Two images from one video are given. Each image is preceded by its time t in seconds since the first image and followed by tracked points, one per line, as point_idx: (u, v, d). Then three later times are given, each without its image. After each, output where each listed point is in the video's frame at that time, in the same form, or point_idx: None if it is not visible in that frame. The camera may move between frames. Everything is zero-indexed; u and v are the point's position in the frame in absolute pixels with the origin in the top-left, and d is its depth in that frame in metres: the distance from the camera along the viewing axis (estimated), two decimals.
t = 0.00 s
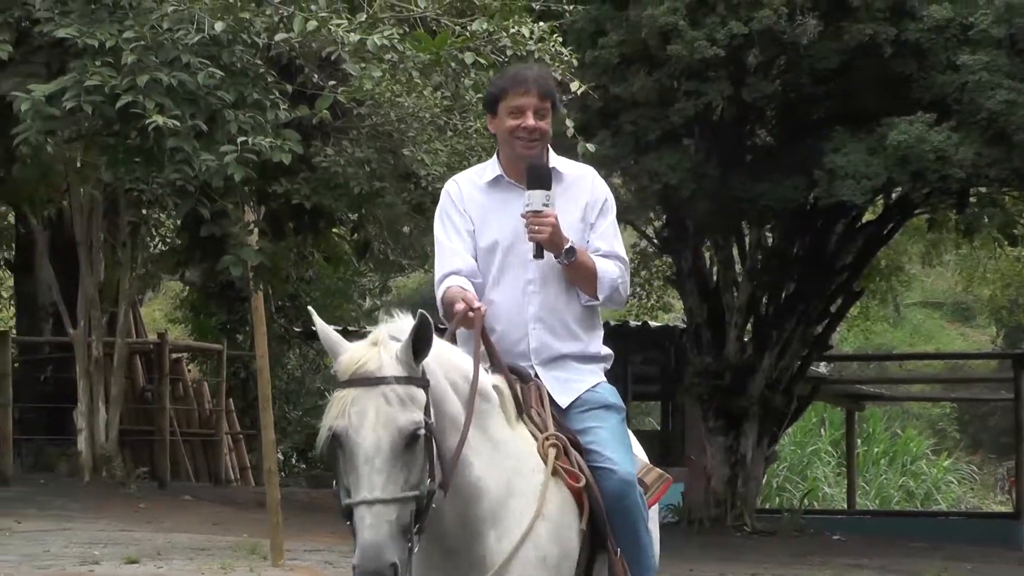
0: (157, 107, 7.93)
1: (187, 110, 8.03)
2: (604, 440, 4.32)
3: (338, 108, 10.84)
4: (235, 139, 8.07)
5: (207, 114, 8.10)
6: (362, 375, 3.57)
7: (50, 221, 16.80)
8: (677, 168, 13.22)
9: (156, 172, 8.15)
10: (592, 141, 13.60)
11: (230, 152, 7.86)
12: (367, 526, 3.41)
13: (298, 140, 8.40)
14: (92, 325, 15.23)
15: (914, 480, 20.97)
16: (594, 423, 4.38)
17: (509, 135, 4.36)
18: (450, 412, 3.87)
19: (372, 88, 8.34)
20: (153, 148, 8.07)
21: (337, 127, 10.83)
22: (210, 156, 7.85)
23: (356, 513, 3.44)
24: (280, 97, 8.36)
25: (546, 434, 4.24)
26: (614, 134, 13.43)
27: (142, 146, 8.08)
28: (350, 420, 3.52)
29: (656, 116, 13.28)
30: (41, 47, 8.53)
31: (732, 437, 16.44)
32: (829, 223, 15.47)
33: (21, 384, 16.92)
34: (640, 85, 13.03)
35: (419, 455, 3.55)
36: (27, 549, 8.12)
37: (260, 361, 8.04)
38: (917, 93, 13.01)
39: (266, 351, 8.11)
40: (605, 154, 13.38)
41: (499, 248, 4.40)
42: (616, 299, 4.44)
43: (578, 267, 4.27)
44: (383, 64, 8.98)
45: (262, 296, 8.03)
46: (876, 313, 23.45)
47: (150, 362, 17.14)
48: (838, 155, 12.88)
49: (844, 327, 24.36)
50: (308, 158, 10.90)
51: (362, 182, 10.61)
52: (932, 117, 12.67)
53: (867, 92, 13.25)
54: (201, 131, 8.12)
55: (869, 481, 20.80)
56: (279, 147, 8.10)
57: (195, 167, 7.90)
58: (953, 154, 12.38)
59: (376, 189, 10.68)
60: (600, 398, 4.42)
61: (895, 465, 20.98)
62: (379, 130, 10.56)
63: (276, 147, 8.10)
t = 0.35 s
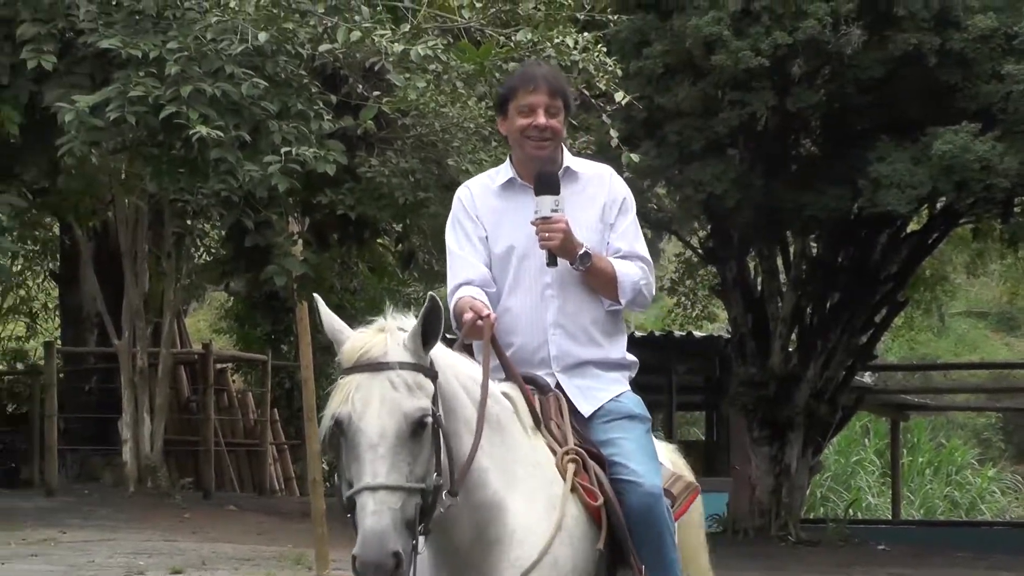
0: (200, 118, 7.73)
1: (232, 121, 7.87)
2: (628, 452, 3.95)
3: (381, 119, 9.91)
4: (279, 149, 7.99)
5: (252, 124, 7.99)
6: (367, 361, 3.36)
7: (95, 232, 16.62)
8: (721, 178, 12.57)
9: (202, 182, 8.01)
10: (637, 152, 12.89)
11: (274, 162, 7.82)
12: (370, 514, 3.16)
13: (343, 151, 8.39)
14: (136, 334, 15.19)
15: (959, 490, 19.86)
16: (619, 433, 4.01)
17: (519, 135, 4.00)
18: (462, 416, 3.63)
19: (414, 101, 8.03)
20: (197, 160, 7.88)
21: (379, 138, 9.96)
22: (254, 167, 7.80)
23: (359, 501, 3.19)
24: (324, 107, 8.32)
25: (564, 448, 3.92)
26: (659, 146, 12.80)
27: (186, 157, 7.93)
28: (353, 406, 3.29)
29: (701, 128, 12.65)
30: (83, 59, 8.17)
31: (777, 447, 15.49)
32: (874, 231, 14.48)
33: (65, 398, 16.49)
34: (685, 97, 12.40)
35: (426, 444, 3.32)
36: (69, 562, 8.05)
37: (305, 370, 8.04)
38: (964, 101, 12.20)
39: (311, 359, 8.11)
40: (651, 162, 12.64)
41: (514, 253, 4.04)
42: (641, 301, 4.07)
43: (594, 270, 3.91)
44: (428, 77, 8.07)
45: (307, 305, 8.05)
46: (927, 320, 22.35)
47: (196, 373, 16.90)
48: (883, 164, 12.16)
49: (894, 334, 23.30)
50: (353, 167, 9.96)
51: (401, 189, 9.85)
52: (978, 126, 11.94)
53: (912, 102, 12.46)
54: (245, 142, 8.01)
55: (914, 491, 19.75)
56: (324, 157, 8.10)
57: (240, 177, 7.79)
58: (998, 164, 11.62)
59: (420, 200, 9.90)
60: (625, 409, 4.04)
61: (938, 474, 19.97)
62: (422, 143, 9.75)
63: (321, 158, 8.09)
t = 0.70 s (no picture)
0: (238, 130, 7.71)
1: (270, 132, 7.83)
2: (642, 464, 3.60)
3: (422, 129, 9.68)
4: (317, 161, 7.92)
5: (290, 136, 7.94)
6: (387, 386, 3.08)
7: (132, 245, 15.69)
8: (760, 191, 11.77)
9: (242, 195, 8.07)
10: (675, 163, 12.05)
11: (312, 174, 7.74)
12: (402, 553, 2.89)
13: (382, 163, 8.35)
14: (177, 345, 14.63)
15: (998, 502, 18.30)
16: (630, 445, 3.66)
17: (523, 140, 3.65)
18: (475, 438, 3.26)
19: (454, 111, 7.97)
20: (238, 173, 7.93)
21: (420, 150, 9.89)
22: (292, 179, 7.72)
23: (390, 538, 2.92)
24: (363, 119, 8.25)
25: (573, 458, 3.54)
26: (696, 156, 12.02)
27: (225, 170, 7.94)
28: (376, 436, 3.02)
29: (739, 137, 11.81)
30: (122, 71, 8.20)
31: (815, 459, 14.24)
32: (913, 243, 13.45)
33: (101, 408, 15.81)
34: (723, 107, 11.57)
35: (455, 474, 3.04)
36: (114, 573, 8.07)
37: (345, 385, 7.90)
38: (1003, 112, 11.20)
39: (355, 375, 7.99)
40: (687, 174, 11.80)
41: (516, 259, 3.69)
42: (649, 311, 3.70)
43: (598, 279, 3.55)
44: (468, 89, 8.09)
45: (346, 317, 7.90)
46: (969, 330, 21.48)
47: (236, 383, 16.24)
48: (922, 174, 11.23)
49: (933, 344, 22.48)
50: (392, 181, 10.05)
51: (447, 207, 9.74)
52: (1016, 136, 10.95)
53: (951, 113, 11.45)
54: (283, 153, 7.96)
55: (952, 502, 18.19)
56: (362, 170, 8.03)
57: (279, 190, 7.78)
58: None
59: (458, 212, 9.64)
60: (636, 421, 3.69)
61: (977, 486, 18.44)
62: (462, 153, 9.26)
63: (360, 170, 8.03)
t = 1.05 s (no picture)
0: (274, 132, 7.78)
1: (305, 134, 7.91)
2: (630, 480, 3.33)
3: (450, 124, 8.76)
4: (352, 162, 7.92)
5: (324, 137, 7.97)
6: (367, 373, 2.73)
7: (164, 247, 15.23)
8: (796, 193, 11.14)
9: (274, 195, 8.01)
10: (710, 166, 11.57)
11: (346, 176, 7.74)
12: (365, 545, 2.54)
13: (415, 164, 8.20)
14: (208, 347, 14.05)
15: None
16: (621, 458, 3.37)
17: (507, 135, 3.34)
18: (461, 445, 2.93)
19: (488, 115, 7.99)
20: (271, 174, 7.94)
21: (455, 151, 8.98)
22: (326, 180, 7.74)
23: (355, 529, 2.57)
24: (397, 121, 8.12)
25: (564, 472, 3.25)
26: (732, 157, 11.44)
27: (260, 171, 7.96)
28: (349, 425, 2.67)
29: (774, 141, 11.21)
30: (157, 73, 8.19)
31: (851, 460, 13.68)
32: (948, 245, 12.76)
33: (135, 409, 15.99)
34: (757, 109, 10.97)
35: (431, 469, 2.69)
36: (149, 574, 8.13)
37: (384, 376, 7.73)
38: None
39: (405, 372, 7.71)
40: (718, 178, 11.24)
41: (508, 251, 3.37)
42: (648, 303, 3.41)
43: (592, 266, 3.25)
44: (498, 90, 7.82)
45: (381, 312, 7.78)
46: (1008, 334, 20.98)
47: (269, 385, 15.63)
48: (956, 177, 10.67)
49: (969, 347, 21.95)
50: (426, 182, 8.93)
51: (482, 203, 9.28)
52: None
53: (984, 114, 10.77)
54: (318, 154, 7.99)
55: (987, 505, 17.53)
56: (397, 171, 7.95)
57: (313, 191, 7.76)
58: None
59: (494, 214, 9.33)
60: (626, 431, 3.40)
61: (1014, 489, 17.72)
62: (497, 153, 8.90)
63: (394, 171, 7.95)
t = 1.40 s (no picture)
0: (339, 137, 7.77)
1: (370, 138, 7.88)
2: (659, 497, 3.33)
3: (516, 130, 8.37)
4: (417, 168, 7.85)
5: (389, 142, 7.96)
6: (330, 424, 2.79)
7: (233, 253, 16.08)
8: (859, 198, 11.41)
9: (338, 200, 7.97)
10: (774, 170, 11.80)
11: (413, 181, 7.69)
12: None
13: (480, 169, 8.21)
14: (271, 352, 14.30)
15: None
16: (648, 477, 3.38)
17: (513, 144, 3.39)
18: (442, 480, 3.04)
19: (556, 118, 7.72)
20: (334, 179, 7.90)
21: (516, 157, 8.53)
22: (392, 185, 7.69)
23: None
24: (463, 126, 8.10)
25: (581, 486, 3.25)
26: (796, 163, 11.77)
27: (324, 177, 7.94)
28: (315, 484, 2.73)
29: (837, 146, 11.48)
30: (222, 79, 8.13)
31: (916, 466, 13.87)
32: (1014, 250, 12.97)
33: (202, 415, 16.56)
34: (822, 114, 11.30)
35: (405, 522, 2.77)
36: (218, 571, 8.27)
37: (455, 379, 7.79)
38: None
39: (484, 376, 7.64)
40: (785, 182, 11.59)
41: (517, 272, 3.43)
42: (666, 316, 3.41)
43: (604, 283, 3.27)
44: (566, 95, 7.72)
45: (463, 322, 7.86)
46: None
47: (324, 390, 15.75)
48: (1021, 181, 10.68)
49: None
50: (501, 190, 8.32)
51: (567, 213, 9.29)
52: None
53: None
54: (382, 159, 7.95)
55: None
56: (461, 176, 7.84)
57: (379, 196, 7.67)
58: None
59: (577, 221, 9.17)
60: (654, 448, 3.41)
61: None
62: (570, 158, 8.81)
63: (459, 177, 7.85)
